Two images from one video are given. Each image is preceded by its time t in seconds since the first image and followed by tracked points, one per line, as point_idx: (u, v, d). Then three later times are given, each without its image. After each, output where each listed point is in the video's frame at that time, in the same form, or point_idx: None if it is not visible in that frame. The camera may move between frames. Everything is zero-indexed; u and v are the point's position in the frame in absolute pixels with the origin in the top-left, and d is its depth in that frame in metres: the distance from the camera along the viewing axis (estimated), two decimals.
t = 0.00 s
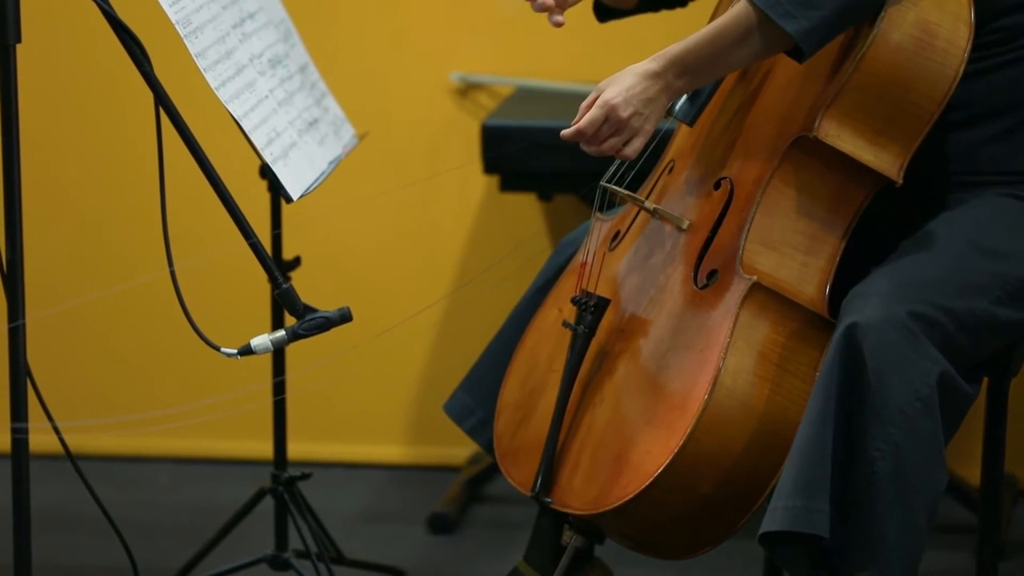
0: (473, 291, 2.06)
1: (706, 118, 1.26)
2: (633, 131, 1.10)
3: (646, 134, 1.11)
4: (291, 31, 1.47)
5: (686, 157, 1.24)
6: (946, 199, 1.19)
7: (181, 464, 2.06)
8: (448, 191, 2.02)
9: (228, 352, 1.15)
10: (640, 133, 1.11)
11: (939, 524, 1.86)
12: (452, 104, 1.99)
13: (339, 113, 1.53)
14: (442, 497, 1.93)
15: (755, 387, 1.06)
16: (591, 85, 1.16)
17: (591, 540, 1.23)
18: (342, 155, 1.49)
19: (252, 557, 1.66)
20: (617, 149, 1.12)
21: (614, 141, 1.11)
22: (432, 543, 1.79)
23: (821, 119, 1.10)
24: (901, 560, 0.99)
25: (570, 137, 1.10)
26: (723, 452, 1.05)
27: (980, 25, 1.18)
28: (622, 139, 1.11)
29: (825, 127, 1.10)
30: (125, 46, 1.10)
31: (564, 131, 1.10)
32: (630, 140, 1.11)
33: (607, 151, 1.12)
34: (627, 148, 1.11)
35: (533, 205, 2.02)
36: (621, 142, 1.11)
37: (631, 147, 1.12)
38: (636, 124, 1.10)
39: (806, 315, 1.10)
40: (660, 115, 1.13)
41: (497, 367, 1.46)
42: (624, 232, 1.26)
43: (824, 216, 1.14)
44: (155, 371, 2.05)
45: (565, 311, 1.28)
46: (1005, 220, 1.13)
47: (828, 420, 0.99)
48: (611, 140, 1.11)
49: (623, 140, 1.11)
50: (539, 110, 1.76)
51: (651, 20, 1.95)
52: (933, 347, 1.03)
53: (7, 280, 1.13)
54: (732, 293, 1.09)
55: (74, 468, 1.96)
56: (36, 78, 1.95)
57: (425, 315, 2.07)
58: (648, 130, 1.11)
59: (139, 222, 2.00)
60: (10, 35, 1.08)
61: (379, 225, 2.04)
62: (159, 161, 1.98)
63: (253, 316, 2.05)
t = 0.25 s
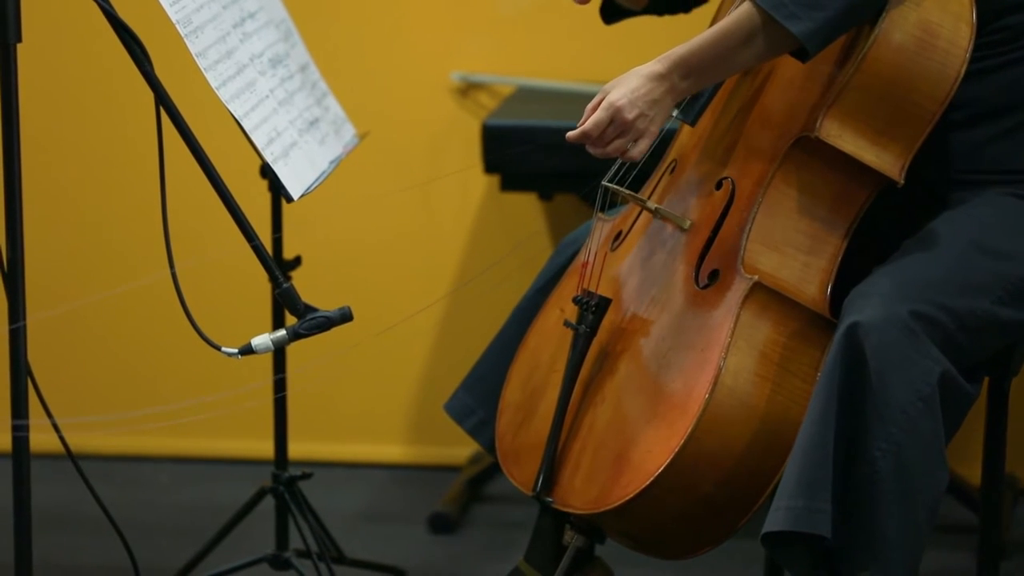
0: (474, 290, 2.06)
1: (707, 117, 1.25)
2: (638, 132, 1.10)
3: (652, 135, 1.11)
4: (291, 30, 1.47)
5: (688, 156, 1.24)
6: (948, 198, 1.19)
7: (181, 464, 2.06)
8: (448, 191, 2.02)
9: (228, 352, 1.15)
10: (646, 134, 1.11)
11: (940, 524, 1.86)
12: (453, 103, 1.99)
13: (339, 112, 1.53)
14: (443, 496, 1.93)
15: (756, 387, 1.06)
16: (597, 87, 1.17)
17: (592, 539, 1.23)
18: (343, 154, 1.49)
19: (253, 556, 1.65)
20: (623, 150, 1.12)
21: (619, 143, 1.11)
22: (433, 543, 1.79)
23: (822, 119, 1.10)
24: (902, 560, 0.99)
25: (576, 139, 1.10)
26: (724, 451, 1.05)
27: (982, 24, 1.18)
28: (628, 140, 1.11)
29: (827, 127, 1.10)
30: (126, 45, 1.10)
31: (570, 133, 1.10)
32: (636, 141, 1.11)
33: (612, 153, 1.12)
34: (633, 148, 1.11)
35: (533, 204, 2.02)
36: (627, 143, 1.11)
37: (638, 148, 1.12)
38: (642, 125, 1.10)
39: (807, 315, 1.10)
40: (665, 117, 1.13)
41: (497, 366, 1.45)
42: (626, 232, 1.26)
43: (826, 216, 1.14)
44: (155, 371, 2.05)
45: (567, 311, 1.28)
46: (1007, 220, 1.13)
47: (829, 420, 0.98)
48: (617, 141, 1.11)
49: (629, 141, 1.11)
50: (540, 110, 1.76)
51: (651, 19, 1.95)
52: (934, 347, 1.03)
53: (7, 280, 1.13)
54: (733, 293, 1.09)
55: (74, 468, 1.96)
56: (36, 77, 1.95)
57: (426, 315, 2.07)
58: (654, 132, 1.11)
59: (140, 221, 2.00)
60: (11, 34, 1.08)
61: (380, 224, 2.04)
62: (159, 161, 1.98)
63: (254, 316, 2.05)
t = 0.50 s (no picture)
0: (475, 290, 2.06)
1: (710, 118, 1.25)
2: (643, 134, 1.11)
3: (657, 137, 1.11)
4: (292, 30, 1.47)
5: (690, 157, 1.24)
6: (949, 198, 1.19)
7: (182, 464, 2.06)
8: (449, 190, 2.02)
9: (229, 352, 1.15)
10: (651, 136, 1.11)
11: (941, 523, 1.86)
12: (454, 103, 1.99)
13: (340, 112, 1.53)
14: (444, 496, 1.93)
15: (758, 387, 1.06)
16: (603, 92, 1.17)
17: (593, 539, 1.24)
18: (344, 154, 1.48)
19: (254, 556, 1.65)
20: (628, 153, 1.12)
21: (624, 145, 1.11)
22: (434, 542, 1.79)
23: (825, 119, 1.10)
24: (904, 560, 0.99)
25: (581, 141, 1.10)
26: (726, 451, 1.04)
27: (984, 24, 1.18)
28: (633, 142, 1.11)
29: (829, 127, 1.10)
30: (127, 44, 1.10)
31: (574, 136, 1.11)
32: (641, 143, 1.11)
33: (617, 155, 1.12)
34: (638, 151, 1.11)
35: (534, 204, 2.02)
36: (632, 145, 1.11)
37: (642, 150, 1.11)
38: (646, 127, 1.10)
39: (809, 315, 1.10)
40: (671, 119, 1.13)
41: (499, 366, 1.45)
42: (629, 233, 1.26)
43: (828, 216, 1.13)
44: (156, 370, 2.05)
45: (569, 311, 1.28)
46: (1009, 219, 1.12)
47: (831, 420, 0.98)
48: (622, 143, 1.11)
49: (634, 143, 1.11)
50: (542, 109, 1.76)
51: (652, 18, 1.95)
52: (936, 347, 1.03)
53: (9, 279, 1.13)
54: (735, 293, 1.09)
55: (75, 467, 1.96)
56: (37, 76, 1.95)
57: (427, 315, 2.07)
58: (659, 134, 1.11)
59: (141, 221, 2.00)
60: (12, 33, 1.08)
61: (381, 224, 2.03)
62: (160, 160, 1.98)
63: (255, 316, 2.05)
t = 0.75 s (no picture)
0: (478, 289, 2.06)
1: (715, 118, 1.25)
2: (650, 135, 1.10)
3: (664, 139, 1.11)
4: (295, 29, 1.47)
5: (694, 157, 1.24)
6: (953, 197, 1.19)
7: (184, 462, 2.06)
8: (452, 189, 2.02)
9: (232, 351, 1.15)
10: (658, 137, 1.10)
11: (944, 522, 1.86)
12: (457, 102, 1.99)
13: (343, 111, 1.53)
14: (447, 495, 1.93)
15: (761, 386, 1.06)
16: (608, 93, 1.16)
17: (596, 538, 1.23)
18: (347, 153, 1.48)
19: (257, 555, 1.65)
20: (634, 154, 1.11)
21: (631, 146, 1.10)
22: (436, 541, 1.79)
23: (830, 119, 1.10)
24: (907, 559, 0.99)
25: (588, 142, 1.09)
26: (729, 450, 1.04)
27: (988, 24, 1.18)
28: (640, 143, 1.10)
29: (834, 127, 1.10)
30: (129, 43, 1.10)
31: (581, 137, 1.10)
32: (648, 144, 1.11)
33: (624, 157, 1.11)
34: (645, 152, 1.11)
35: (537, 203, 2.02)
36: (639, 146, 1.11)
37: (649, 151, 1.11)
38: (654, 128, 1.10)
39: (813, 314, 1.10)
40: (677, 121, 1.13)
41: (502, 365, 1.45)
42: (633, 232, 1.26)
43: (832, 216, 1.13)
44: (158, 369, 2.05)
45: (573, 311, 1.28)
46: (1013, 218, 1.12)
47: (834, 419, 0.98)
48: (629, 144, 1.10)
49: (641, 144, 1.10)
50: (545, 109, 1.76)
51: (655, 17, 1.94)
52: (940, 346, 1.03)
53: (11, 277, 1.13)
54: (739, 292, 1.09)
55: (77, 466, 1.96)
56: (39, 75, 1.95)
57: (430, 314, 2.07)
58: (666, 135, 1.11)
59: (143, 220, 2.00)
60: (14, 32, 1.08)
61: (384, 223, 2.03)
62: (162, 159, 1.98)
63: (257, 315, 2.05)
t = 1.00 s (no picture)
0: (483, 287, 2.06)
1: (722, 117, 1.25)
2: (650, 122, 1.10)
3: (663, 126, 1.11)
4: (300, 27, 1.47)
5: (701, 156, 1.23)
6: (960, 195, 1.19)
7: (189, 460, 2.06)
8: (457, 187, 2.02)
9: (237, 348, 1.15)
10: (657, 124, 1.10)
11: (949, 520, 1.86)
12: (462, 100, 1.99)
13: (348, 109, 1.53)
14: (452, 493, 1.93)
15: (768, 384, 1.06)
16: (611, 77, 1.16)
17: (601, 537, 1.23)
18: (351, 151, 1.48)
19: (261, 552, 1.65)
20: (634, 139, 1.12)
21: (631, 131, 1.11)
22: (441, 539, 1.79)
23: (837, 118, 1.10)
24: (914, 558, 0.99)
25: (588, 125, 1.10)
26: (736, 449, 1.04)
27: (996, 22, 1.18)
28: (639, 129, 1.11)
29: (842, 127, 1.09)
30: (134, 41, 1.10)
31: (581, 119, 1.10)
32: (648, 130, 1.11)
33: (623, 141, 1.12)
34: (644, 138, 1.11)
35: (542, 200, 2.02)
36: (638, 132, 1.11)
37: (648, 138, 1.11)
38: (654, 115, 1.10)
39: (819, 313, 1.10)
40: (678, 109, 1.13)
41: (507, 362, 1.45)
42: (639, 231, 1.26)
43: (839, 216, 1.13)
44: (164, 365, 2.05)
45: (580, 309, 1.28)
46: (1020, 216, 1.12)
47: (841, 417, 0.98)
48: (628, 129, 1.11)
49: (640, 130, 1.11)
50: (550, 106, 1.76)
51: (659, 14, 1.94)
52: (947, 345, 1.02)
53: (16, 275, 1.13)
54: (747, 291, 1.08)
55: (82, 463, 1.97)
56: (44, 73, 1.95)
57: (434, 311, 2.07)
58: (666, 122, 1.11)
59: (148, 217, 2.00)
60: (19, 30, 1.08)
61: (389, 220, 2.03)
62: (166, 157, 1.98)
63: (261, 313, 2.04)
